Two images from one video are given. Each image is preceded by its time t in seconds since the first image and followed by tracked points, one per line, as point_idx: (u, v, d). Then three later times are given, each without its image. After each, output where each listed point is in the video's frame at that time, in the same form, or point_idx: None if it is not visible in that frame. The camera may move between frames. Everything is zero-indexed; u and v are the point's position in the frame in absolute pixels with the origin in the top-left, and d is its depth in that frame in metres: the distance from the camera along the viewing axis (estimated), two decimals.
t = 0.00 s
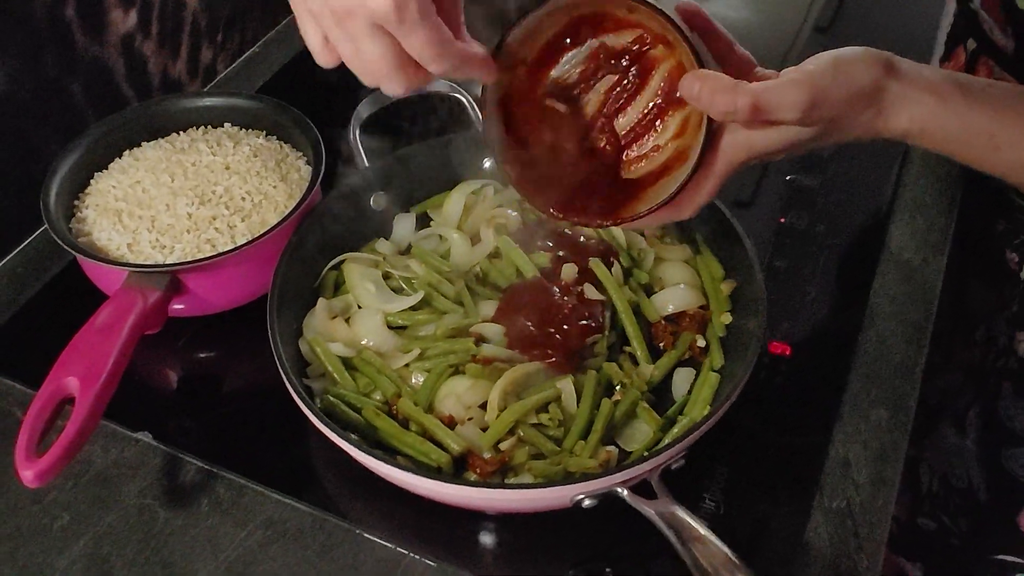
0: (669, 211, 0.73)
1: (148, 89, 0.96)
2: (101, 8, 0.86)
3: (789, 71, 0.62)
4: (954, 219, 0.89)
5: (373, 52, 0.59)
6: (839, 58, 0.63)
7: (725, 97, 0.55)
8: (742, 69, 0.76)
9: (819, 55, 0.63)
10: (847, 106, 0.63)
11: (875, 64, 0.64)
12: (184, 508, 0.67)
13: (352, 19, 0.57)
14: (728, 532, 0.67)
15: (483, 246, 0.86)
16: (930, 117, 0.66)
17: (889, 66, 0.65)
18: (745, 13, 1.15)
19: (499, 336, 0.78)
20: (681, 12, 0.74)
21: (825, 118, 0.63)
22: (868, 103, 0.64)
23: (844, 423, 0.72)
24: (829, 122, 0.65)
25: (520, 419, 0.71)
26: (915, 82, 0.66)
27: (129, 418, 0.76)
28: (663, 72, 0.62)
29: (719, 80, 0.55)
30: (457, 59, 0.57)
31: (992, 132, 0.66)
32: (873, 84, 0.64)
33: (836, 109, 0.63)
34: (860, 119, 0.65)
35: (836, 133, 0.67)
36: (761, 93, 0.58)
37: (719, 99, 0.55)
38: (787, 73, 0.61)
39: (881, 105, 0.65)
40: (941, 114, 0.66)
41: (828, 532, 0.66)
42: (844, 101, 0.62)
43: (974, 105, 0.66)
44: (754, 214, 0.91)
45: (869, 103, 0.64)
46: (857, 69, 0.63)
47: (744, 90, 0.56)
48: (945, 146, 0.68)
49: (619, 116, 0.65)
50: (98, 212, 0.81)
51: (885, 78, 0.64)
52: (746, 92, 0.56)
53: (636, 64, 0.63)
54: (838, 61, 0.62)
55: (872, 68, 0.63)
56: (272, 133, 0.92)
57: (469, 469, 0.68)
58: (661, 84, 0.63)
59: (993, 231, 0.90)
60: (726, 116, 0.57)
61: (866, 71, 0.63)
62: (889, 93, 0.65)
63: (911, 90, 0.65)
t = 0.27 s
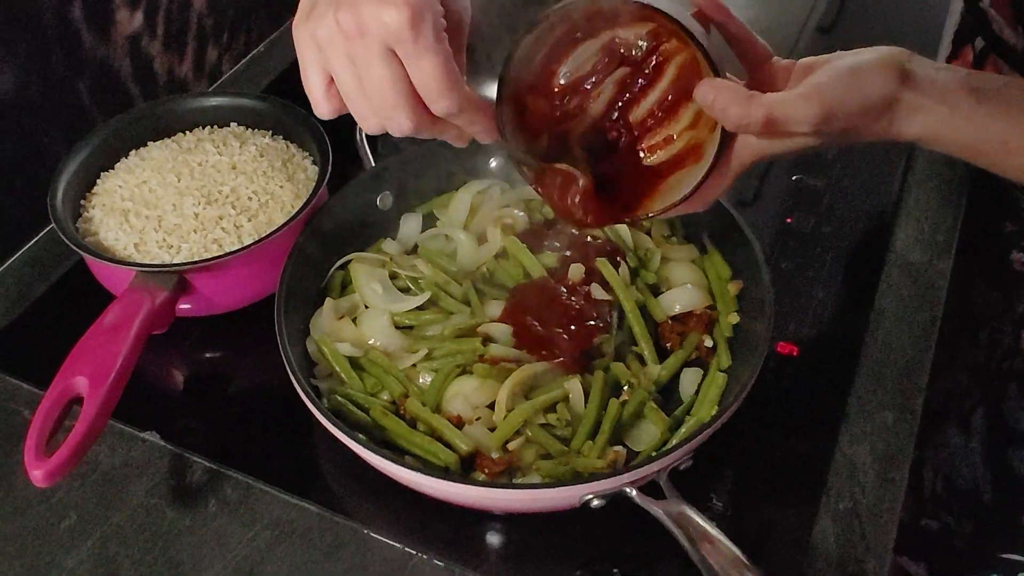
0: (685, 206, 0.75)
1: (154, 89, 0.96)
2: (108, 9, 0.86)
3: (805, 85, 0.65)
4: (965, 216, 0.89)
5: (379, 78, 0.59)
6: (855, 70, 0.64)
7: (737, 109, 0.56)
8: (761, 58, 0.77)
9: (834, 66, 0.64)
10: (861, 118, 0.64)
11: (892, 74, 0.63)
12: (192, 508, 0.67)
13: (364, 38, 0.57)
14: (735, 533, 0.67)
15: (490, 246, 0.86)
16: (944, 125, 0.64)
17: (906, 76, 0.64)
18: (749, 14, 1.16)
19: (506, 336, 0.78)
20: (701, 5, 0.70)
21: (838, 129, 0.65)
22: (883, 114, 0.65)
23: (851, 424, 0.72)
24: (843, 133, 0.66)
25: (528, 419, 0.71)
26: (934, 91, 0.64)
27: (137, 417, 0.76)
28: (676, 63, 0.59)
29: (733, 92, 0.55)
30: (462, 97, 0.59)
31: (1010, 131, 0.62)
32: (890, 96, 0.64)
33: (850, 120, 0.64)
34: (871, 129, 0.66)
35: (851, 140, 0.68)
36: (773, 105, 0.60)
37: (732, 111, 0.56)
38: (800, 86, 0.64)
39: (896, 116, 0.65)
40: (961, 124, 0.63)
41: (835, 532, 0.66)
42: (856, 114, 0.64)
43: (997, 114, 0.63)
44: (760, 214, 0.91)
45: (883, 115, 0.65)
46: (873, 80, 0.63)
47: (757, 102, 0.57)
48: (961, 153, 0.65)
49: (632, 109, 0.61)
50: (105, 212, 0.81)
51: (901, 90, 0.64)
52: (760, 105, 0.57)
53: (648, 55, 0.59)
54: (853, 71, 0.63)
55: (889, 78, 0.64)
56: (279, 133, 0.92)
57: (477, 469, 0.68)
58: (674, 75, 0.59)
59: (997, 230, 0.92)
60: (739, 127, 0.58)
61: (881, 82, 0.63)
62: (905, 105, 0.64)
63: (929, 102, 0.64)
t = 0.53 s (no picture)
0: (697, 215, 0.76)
1: (156, 89, 0.96)
2: (110, 9, 0.86)
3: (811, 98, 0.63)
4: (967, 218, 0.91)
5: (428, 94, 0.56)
6: (857, 81, 0.64)
7: (743, 124, 0.57)
8: (764, 70, 0.78)
9: (839, 77, 0.64)
10: (868, 128, 0.64)
11: (898, 86, 0.64)
12: (194, 509, 0.67)
13: (399, 64, 0.54)
14: (739, 534, 0.67)
15: (492, 247, 0.86)
16: (948, 135, 0.65)
17: (913, 85, 0.65)
18: (751, 14, 1.15)
19: (508, 337, 0.77)
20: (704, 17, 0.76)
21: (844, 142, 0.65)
22: (889, 124, 0.66)
23: (854, 425, 0.73)
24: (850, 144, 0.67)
25: (531, 421, 0.71)
26: (942, 99, 0.65)
27: (138, 418, 0.76)
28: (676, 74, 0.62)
29: (736, 108, 0.57)
30: (510, 88, 0.54)
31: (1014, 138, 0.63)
32: (895, 107, 0.64)
33: (857, 132, 0.64)
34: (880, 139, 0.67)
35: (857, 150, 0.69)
36: (776, 120, 0.60)
37: (737, 127, 0.57)
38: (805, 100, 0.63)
39: (903, 124, 0.66)
40: (966, 132, 0.64)
41: (839, 535, 0.66)
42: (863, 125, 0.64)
43: (1002, 122, 0.64)
44: (762, 215, 0.91)
45: (888, 125, 0.66)
46: (878, 92, 0.64)
47: (762, 118, 0.58)
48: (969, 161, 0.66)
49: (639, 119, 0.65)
50: (107, 213, 0.81)
51: (908, 99, 0.65)
52: (765, 120, 0.58)
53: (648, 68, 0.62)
54: (857, 84, 0.63)
55: (895, 91, 0.64)
56: (280, 134, 0.92)
57: (480, 470, 0.68)
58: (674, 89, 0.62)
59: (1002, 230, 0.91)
60: (746, 142, 0.59)
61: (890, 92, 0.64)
62: (910, 115, 0.65)
63: (937, 111, 0.65)
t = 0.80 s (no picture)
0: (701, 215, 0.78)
1: (156, 88, 0.96)
2: (110, 8, 0.86)
3: (821, 92, 0.63)
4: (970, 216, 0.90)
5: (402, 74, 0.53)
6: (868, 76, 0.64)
7: (755, 118, 0.57)
8: (775, 68, 0.80)
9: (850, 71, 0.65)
10: (876, 123, 0.65)
11: (909, 81, 0.65)
12: (194, 510, 0.67)
13: (380, 38, 0.52)
14: (740, 536, 0.66)
15: (493, 247, 0.86)
16: (960, 131, 0.67)
17: (922, 80, 0.66)
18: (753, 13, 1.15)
19: (509, 337, 0.77)
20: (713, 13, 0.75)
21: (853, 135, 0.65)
22: (898, 118, 0.66)
23: (856, 425, 0.72)
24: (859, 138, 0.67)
25: (532, 421, 0.70)
26: (952, 94, 0.66)
27: (138, 418, 0.76)
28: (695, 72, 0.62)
29: (750, 103, 0.57)
30: (490, 80, 0.52)
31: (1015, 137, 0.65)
32: (905, 102, 0.65)
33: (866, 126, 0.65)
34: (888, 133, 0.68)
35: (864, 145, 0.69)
36: (788, 114, 0.60)
37: (749, 122, 0.57)
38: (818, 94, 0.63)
39: (912, 120, 0.67)
40: (972, 128, 0.66)
41: (841, 537, 0.66)
42: (872, 119, 0.64)
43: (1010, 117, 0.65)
44: (763, 215, 0.90)
45: (898, 119, 0.66)
46: (889, 87, 0.64)
47: (774, 111, 0.58)
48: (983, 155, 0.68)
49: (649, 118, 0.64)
50: (107, 212, 0.81)
51: (918, 95, 0.66)
52: (777, 114, 0.58)
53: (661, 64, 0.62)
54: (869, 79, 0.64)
55: (905, 86, 0.65)
56: (281, 133, 0.91)
57: (481, 471, 0.68)
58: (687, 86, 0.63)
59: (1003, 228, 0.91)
60: (757, 136, 0.59)
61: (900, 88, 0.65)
62: (919, 110, 0.66)
63: (946, 106, 0.66)
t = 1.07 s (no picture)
0: (698, 216, 0.74)
1: (156, 89, 0.96)
2: (110, 9, 0.86)
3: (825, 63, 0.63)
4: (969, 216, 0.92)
5: (375, 21, 0.60)
6: (873, 49, 0.64)
7: (758, 87, 0.56)
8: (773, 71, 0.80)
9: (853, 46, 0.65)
10: (881, 96, 0.65)
11: (911, 56, 0.66)
12: (193, 511, 0.67)
13: None
14: (741, 537, 0.66)
15: (493, 247, 0.86)
16: (967, 110, 0.69)
17: (923, 58, 0.67)
18: (753, 14, 1.15)
19: (510, 338, 0.77)
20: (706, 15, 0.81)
21: (858, 109, 0.65)
22: (901, 94, 0.67)
23: (857, 424, 0.73)
24: (864, 115, 0.67)
25: (532, 422, 0.70)
26: (949, 76, 0.68)
27: (137, 418, 0.75)
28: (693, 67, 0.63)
29: (753, 71, 0.57)
30: (465, 43, 0.61)
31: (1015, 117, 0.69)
32: (907, 76, 0.66)
33: (870, 100, 0.65)
34: (894, 113, 0.68)
35: (869, 126, 0.69)
36: (792, 83, 0.59)
37: (753, 90, 0.56)
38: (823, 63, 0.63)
39: (916, 96, 0.68)
40: (977, 106, 0.69)
41: (843, 539, 0.66)
42: (876, 90, 0.64)
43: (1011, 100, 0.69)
44: (763, 215, 0.90)
45: (901, 95, 0.67)
46: (891, 60, 0.65)
47: (778, 80, 0.58)
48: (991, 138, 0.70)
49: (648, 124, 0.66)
50: (107, 213, 0.81)
51: (919, 70, 0.66)
52: (780, 83, 0.58)
53: (662, 64, 0.64)
54: (872, 53, 0.64)
55: (906, 60, 0.66)
56: (281, 134, 0.91)
57: (481, 472, 0.68)
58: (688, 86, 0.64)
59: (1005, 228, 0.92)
60: (761, 108, 0.58)
61: (903, 62, 0.66)
62: (920, 85, 0.67)
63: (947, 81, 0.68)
